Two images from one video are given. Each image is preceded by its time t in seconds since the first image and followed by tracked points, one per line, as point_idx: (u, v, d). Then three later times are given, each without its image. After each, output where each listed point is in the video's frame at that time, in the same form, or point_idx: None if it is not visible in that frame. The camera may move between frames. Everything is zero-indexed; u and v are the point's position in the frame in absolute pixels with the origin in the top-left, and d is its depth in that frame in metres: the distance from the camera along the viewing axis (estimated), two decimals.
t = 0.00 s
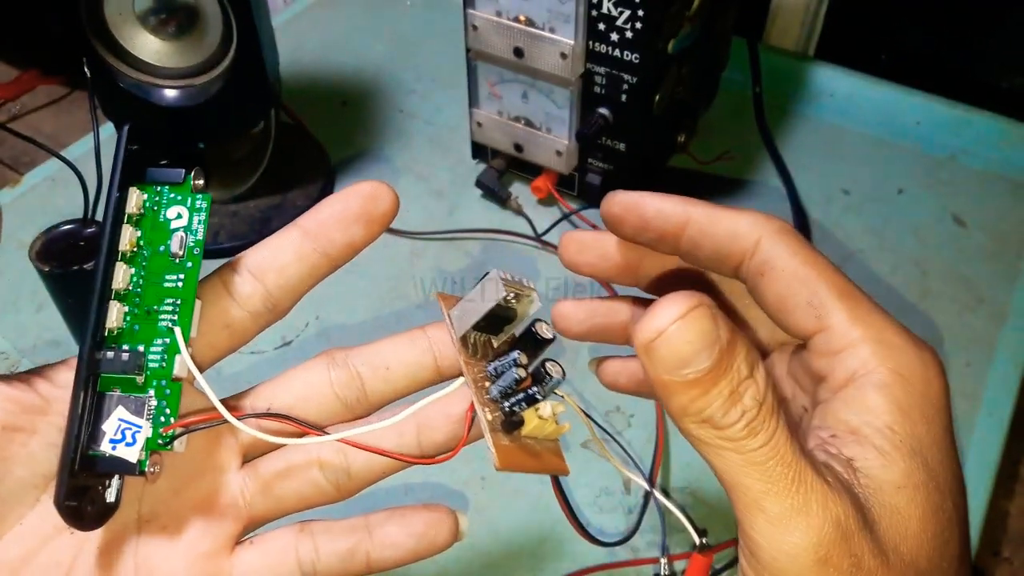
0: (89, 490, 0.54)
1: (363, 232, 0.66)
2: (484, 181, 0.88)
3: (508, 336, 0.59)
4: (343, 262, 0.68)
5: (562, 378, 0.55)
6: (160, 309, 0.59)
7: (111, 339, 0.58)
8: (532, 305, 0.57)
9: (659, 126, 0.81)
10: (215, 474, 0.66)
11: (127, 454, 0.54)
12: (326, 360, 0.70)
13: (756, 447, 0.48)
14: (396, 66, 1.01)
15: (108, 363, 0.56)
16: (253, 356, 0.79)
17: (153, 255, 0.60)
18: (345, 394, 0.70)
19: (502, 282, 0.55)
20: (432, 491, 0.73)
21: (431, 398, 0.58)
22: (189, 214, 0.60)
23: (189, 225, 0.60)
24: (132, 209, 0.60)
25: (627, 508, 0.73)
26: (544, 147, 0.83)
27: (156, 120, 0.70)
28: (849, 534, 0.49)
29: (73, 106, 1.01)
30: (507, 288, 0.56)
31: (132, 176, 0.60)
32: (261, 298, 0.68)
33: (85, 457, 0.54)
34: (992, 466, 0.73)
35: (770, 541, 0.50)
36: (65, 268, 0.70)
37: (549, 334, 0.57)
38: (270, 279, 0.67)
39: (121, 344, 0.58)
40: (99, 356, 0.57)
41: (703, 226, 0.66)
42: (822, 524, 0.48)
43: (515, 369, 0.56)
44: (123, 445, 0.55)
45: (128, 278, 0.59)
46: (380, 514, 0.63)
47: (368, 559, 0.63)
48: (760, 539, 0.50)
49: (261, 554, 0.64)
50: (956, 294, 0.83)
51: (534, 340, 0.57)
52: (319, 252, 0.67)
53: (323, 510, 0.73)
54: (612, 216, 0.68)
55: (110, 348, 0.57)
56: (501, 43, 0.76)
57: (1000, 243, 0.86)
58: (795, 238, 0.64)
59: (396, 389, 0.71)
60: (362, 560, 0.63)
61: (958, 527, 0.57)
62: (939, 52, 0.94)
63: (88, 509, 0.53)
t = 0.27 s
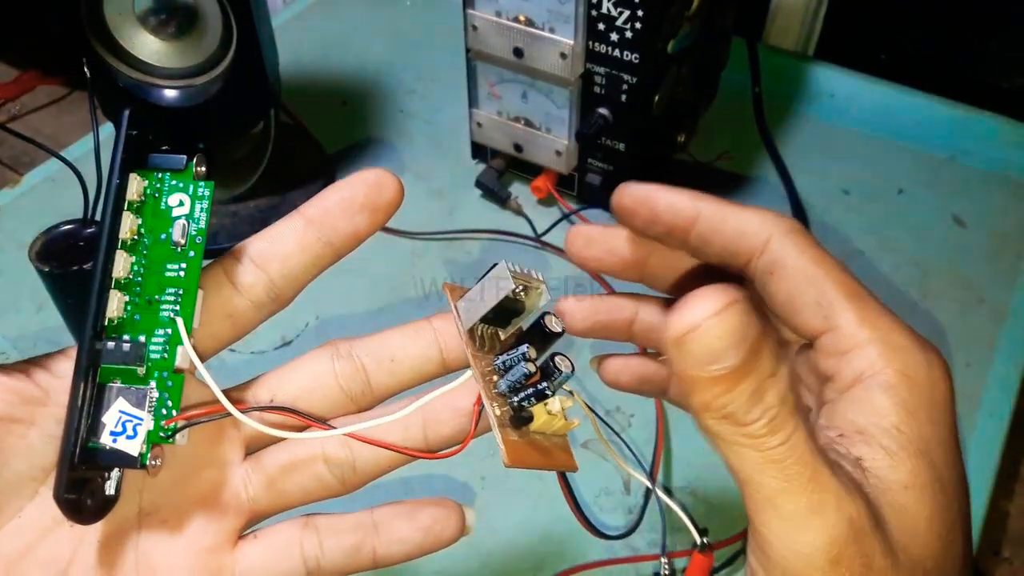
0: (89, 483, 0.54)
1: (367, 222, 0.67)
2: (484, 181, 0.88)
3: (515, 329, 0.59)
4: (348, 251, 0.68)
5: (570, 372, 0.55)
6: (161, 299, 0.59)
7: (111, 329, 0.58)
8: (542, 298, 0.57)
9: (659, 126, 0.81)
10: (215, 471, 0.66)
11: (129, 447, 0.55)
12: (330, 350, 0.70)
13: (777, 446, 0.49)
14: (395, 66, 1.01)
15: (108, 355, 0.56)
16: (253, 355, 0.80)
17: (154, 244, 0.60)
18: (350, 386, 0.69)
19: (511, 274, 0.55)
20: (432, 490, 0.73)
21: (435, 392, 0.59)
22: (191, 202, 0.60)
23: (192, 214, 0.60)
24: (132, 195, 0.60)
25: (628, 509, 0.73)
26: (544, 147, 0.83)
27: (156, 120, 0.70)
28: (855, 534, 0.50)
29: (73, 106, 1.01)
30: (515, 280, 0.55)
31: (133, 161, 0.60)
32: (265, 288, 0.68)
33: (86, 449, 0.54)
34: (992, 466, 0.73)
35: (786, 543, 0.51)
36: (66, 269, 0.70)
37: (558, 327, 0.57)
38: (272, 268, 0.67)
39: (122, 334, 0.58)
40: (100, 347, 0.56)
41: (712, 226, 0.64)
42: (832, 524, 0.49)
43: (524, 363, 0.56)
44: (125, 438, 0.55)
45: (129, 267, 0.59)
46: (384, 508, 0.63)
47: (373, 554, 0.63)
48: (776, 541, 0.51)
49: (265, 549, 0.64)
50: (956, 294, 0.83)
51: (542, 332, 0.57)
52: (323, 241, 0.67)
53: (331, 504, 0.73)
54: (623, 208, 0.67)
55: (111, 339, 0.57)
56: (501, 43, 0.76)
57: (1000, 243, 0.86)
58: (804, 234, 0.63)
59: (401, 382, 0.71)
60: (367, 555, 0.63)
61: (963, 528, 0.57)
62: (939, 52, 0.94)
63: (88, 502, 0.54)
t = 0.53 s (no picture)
0: (96, 475, 0.52)
1: (382, 212, 0.66)
2: (484, 181, 0.88)
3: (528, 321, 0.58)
4: (360, 242, 0.68)
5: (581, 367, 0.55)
6: (174, 290, 0.59)
7: (122, 318, 0.57)
8: (556, 294, 0.55)
9: (659, 126, 0.81)
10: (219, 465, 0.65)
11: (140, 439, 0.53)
12: (340, 344, 0.70)
13: (921, 407, 0.39)
14: (395, 66, 1.01)
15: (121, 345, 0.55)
16: (253, 355, 0.80)
17: (167, 232, 0.59)
18: (359, 379, 0.69)
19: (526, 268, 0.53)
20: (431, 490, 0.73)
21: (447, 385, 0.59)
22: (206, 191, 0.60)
23: (205, 203, 0.60)
24: (145, 182, 0.59)
25: (628, 509, 0.73)
26: (544, 147, 0.83)
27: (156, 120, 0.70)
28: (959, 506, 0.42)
29: (72, 106, 1.01)
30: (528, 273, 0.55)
31: (147, 150, 0.60)
32: (276, 280, 0.67)
33: (95, 440, 0.52)
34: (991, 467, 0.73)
35: (884, 498, 0.41)
36: (66, 269, 0.71)
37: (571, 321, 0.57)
38: (284, 260, 0.67)
39: (134, 323, 0.57)
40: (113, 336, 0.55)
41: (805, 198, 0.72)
42: (943, 490, 0.41)
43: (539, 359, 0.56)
44: (135, 429, 0.53)
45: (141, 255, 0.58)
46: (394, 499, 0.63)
47: (382, 546, 0.62)
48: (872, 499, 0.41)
49: (273, 541, 0.63)
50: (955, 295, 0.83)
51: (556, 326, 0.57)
52: (335, 232, 0.66)
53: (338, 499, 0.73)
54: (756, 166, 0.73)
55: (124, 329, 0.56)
56: (501, 43, 0.76)
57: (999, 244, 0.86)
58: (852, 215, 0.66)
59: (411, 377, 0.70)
60: (376, 547, 0.62)
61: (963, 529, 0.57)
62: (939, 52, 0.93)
63: (95, 494, 0.52)
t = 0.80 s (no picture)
0: (115, 477, 0.53)
1: (406, 216, 0.66)
2: (484, 181, 0.88)
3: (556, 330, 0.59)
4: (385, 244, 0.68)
5: (612, 378, 0.55)
6: (199, 291, 0.59)
7: (145, 319, 0.58)
8: (584, 303, 0.57)
9: (659, 125, 0.81)
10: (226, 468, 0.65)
11: (161, 442, 0.54)
12: (363, 345, 0.70)
13: (983, 416, 0.44)
14: (396, 66, 1.01)
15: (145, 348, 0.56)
16: (253, 355, 0.79)
17: (192, 232, 0.60)
18: (384, 381, 0.69)
19: (557, 279, 0.55)
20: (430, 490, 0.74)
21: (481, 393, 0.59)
22: (233, 190, 0.60)
23: (233, 204, 0.60)
24: (171, 181, 0.60)
25: (628, 509, 0.73)
26: (544, 146, 0.83)
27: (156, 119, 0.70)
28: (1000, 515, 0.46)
29: (72, 106, 1.01)
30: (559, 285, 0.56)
31: (173, 147, 0.61)
32: (301, 281, 0.68)
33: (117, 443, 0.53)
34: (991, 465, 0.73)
35: (929, 501, 0.45)
36: (66, 269, 0.70)
37: (600, 332, 0.57)
38: (311, 260, 0.67)
39: (157, 324, 0.58)
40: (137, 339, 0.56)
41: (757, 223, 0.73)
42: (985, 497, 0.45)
43: (568, 369, 0.56)
44: (157, 433, 0.54)
45: (165, 254, 0.58)
46: (416, 507, 0.63)
47: (405, 553, 0.63)
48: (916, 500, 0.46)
49: (294, 547, 0.63)
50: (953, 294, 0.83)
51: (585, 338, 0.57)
52: (361, 233, 0.67)
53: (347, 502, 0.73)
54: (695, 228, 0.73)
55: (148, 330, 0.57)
56: (501, 43, 0.76)
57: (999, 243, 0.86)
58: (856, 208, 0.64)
59: (434, 380, 0.71)
60: (399, 553, 0.63)
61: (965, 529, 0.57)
62: (940, 51, 0.94)
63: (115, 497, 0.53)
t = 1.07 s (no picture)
0: (117, 485, 0.53)
1: (409, 233, 0.66)
2: (484, 181, 0.88)
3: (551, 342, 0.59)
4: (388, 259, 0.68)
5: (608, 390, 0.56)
6: (203, 301, 0.59)
7: (151, 328, 0.58)
8: (579, 315, 0.57)
9: (659, 124, 0.81)
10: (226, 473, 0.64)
11: (165, 451, 0.54)
12: (363, 357, 0.70)
13: (1004, 383, 0.45)
14: (396, 66, 1.01)
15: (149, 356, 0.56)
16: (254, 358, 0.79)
17: (198, 245, 0.60)
18: (383, 392, 0.69)
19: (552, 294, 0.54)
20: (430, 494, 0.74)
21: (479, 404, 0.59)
22: (238, 204, 0.60)
23: (240, 219, 0.60)
24: (178, 193, 0.59)
25: (628, 509, 0.73)
26: (544, 146, 0.83)
27: (156, 118, 0.70)
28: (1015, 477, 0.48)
29: (72, 106, 1.01)
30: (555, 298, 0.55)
31: (182, 159, 0.60)
32: (305, 294, 0.68)
33: (120, 451, 0.53)
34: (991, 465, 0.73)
35: (943, 463, 0.47)
36: (65, 268, 0.70)
37: (595, 344, 0.57)
38: (313, 273, 0.67)
39: (160, 333, 0.58)
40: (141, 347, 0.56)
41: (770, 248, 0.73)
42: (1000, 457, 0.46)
43: (565, 381, 0.56)
44: (160, 441, 0.55)
45: (170, 264, 0.58)
46: (415, 517, 0.63)
47: (403, 563, 0.63)
48: (935, 461, 0.47)
49: (294, 557, 0.63)
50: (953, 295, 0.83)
51: (581, 350, 0.57)
52: (363, 248, 0.66)
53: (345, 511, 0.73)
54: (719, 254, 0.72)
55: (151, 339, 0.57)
56: (501, 43, 0.76)
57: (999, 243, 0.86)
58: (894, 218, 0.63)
59: (433, 390, 0.71)
60: (397, 563, 0.63)
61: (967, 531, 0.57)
62: (940, 51, 0.94)
63: (117, 505, 0.53)
